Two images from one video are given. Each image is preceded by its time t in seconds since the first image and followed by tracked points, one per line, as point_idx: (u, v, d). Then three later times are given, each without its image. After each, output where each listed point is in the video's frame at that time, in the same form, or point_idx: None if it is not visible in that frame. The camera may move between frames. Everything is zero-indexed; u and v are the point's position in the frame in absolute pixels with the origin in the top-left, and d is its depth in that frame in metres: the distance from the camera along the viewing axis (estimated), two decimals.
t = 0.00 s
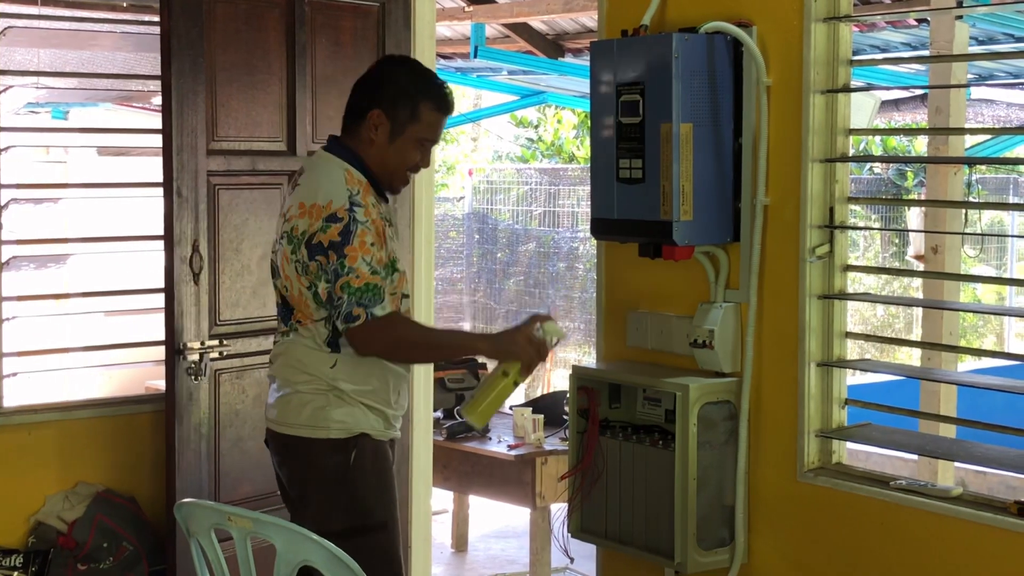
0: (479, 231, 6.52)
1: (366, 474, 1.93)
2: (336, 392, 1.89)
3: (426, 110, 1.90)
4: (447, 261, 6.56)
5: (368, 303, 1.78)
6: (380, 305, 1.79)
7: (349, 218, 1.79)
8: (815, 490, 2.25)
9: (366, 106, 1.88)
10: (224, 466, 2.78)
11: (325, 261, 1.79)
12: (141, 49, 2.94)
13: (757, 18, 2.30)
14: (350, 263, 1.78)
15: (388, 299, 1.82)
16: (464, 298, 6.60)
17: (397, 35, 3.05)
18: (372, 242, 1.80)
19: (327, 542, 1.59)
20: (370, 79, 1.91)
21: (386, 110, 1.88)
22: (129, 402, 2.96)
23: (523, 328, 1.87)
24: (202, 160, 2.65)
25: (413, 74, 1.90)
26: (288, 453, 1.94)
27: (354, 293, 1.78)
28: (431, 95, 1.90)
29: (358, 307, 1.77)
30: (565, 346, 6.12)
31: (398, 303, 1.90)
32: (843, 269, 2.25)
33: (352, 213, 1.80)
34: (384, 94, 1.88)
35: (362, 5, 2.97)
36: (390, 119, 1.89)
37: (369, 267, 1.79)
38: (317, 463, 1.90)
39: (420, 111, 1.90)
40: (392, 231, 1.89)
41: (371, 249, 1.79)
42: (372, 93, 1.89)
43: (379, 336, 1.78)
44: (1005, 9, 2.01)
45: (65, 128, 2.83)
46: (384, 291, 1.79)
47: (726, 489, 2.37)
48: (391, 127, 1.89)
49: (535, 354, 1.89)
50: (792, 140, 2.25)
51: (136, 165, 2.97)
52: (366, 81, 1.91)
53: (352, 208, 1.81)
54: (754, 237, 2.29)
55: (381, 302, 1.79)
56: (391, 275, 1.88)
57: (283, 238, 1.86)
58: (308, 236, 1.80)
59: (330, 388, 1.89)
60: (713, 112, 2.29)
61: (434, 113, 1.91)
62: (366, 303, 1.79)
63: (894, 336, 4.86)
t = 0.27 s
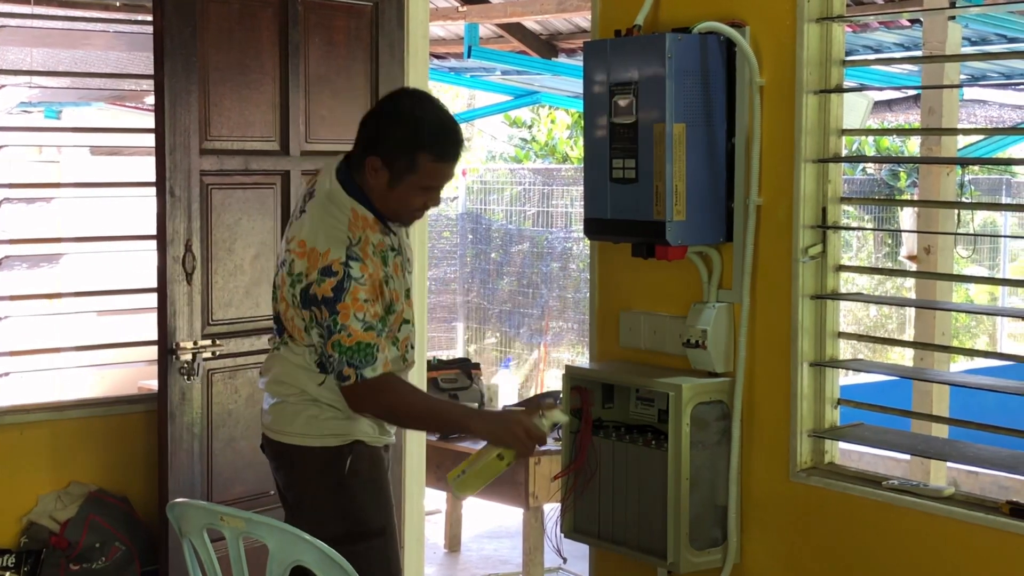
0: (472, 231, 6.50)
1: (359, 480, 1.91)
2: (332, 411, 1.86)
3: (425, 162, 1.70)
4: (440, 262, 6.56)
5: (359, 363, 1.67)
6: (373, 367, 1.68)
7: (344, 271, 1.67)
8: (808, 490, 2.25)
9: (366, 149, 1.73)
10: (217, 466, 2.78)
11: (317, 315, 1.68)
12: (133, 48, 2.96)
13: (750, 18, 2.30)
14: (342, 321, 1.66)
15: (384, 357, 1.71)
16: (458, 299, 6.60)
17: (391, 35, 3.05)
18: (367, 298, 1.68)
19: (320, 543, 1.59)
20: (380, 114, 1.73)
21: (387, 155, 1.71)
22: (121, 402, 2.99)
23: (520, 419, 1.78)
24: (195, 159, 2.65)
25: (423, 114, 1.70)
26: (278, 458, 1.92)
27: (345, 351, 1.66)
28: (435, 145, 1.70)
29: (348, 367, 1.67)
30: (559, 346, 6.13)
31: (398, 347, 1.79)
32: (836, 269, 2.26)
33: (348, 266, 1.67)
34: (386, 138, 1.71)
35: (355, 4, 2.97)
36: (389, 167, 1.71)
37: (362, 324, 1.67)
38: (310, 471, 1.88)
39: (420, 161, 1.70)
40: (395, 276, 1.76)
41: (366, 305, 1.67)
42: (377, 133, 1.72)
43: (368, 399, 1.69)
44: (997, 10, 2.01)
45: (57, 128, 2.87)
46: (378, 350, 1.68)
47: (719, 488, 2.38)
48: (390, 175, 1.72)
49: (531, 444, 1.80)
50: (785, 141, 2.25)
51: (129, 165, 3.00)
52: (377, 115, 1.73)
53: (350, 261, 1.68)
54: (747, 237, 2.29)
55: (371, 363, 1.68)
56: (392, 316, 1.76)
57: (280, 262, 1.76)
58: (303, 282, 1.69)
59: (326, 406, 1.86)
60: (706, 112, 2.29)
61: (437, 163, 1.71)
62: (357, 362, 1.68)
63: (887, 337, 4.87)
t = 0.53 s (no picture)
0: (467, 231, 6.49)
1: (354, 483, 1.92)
2: (326, 420, 1.87)
3: (451, 213, 1.61)
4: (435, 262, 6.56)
5: (397, 401, 1.66)
6: (409, 404, 1.67)
7: (373, 311, 1.64)
8: (801, 490, 2.25)
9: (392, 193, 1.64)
10: (211, 467, 2.79)
11: (350, 351, 1.67)
12: (127, 49, 3.00)
13: (745, 19, 2.30)
14: (375, 359, 1.65)
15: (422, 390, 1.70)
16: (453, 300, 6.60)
17: (385, 35, 3.04)
18: (396, 336, 1.65)
19: (313, 543, 1.59)
20: (414, 155, 1.64)
21: (410, 202, 1.62)
22: (116, 402, 3.01)
23: (569, 424, 1.81)
24: (189, 160, 2.65)
25: (456, 165, 1.61)
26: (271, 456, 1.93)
27: (380, 389, 1.66)
28: (463, 198, 1.61)
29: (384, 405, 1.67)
30: (554, 346, 6.15)
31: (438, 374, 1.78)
32: (830, 270, 2.26)
33: (376, 307, 1.64)
34: (413, 184, 1.62)
35: (349, 5, 2.97)
36: (413, 214, 1.63)
37: (396, 361, 1.65)
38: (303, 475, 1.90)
39: (444, 212, 1.61)
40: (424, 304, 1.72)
41: (396, 343, 1.65)
42: (405, 175, 1.63)
43: (413, 437, 1.70)
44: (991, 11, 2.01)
45: (49, 129, 2.91)
46: (414, 387, 1.67)
47: (713, 489, 2.38)
48: (414, 222, 1.63)
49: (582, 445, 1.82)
50: (779, 141, 2.25)
51: (122, 165, 3.04)
52: (411, 156, 1.64)
53: (378, 300, 1.65)
54: (741, 238, 2.29)
55: (408, 402, 1.66)
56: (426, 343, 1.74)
57: (305, 285, 1.75)
58: (332, 316, 1.68)
59: (319, 415, 1.86)
60: (700, 112, 2.29)
61: (462, 214, 1.62)
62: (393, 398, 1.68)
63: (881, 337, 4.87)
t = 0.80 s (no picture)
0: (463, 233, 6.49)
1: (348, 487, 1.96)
2: (324, 431, 1.90)
3: (478, 252, 1.64)
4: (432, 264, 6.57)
5: (449, 425, 1.69)
6: (458, 432, 1.70)
7: (412, 342, 1.69)
8: (797, 492, 2.26)
9: (421, 230, 1.68)
10: (208, 469, 2.79)
11: (389, 378, 1.72)
12: (124, 50, 3.00)
13: (741, 21, 2.30)
14: (419, 388, 1.69)
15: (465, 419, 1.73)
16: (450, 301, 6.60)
17: (382, 37, 3.04)
18: (437, 364, 1.70)
19: (311, 545, 1.59)
20: (445, 193, 1.67)
21: (439, 240, 1.65)
22: (111, 404, 3.01)
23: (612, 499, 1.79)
24: (186, 162, 2.66)
25: (487, 205, 1.63)
26: (265, 457, 1.97)
27: (431, 414, 1.69)
28: (493, 238, 1.63)
29: (434, 429, 1.69)
30: (550, 348, 6.15)
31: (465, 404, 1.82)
32: (827, 271, 2.26)
33: (415, 338, 1.69)
34: (442, 223, 1.65)
35: (346, 7, 2.97)
36: (442, 252, 1.65)
37: (440, 388, 1.70)
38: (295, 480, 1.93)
39: (474, 251, 1.64)
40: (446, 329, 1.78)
41: (438, 372, 1.70)
42: (435, 213, 1.66)
43: (452, 466, 1.71)
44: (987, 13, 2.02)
45: (48, 131, 2.91)
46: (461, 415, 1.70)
47: (710, 490, 2.38)
48: (442, 260, 1.67)
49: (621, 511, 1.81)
50: (776, 143, 2.25)
51: (119, 167, 3.04)
52: (442, 193, 1.67)
53: (416, 333, 1.69)
54: (738, 240, 2.29)
55: (459, 428, 1.70)
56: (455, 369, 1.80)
57: (331, 311, 1.78)
58: (369, 345, 1.72)
59: (317, 426, 1.89)
60: (697, 114, 2.29)
61: (491, 252, 1.65)
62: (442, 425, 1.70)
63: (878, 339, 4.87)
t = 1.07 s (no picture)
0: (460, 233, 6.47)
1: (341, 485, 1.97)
2: (320, 432, 1.90)
3: (499, 271, 1.62)
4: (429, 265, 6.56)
5: (451, 439, 1.71)
6: (461, 443, 1.72)
7: (413, 359, 1.68)
8: (794, 492, 2.26)
9: (438, 250, 1.65)
10: (204, 469, 2.79)
11: (391, 393, 1.72)
12: (120, 50, 3.00)
13: (738, 21, 2.30)
14: (421, 404, 1.69)
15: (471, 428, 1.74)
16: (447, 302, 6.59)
17: (378, 37, 3.04)
18: (438, 379, 1.69)
19: (306, 545, 1.59)
20: (460, 211, 1.64)
21: (456, 261, 1.63)
22: (108, 405, 3.00)
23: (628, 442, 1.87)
24: (182, 162, 2.65)
25: (504, 224, 1.61)
26: (260, 454, 1.97)
27: (433, 428, 1.71)
28: (511, 258, 1.61)
29: (438, 443, 1.71)
30: (547, 348, 6.14)
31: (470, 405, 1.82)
32: (824, 272, 2.26)
33: (418, 356, 1.68)
34: (460, 243, 1.62)
35: (343, 7, 2.97)
36: (460, 272, 1.64)
37: (442, 402, 1.70)
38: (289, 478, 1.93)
39: (492, 271, 1.62)
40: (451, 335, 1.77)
41: (439, 386, 1.69)
42: (451, 233, 1.63)
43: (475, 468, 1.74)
44: (984, 13, 2.02)
45: (44, 131, 2.91)
46: (465, 427, 1.71)
47: (707, 491, 2.38)
48: (460, 279, 1.65)
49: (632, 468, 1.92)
50: (772, 143, 2.25)
51: (115, 167, 3.04)
52: (458, 212, 1.64)
53: (418, 350, 1.68)
54: (734, 240, 2.29)
55: (462, 440, 1.72)
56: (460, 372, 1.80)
57: (335, 319, 1.75)
58: (370, 359, 1.71)
59: (315, 427, 1.89)
60: (694, 114, 2.29)
61: (510, 271, 1.63)
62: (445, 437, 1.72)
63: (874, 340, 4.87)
